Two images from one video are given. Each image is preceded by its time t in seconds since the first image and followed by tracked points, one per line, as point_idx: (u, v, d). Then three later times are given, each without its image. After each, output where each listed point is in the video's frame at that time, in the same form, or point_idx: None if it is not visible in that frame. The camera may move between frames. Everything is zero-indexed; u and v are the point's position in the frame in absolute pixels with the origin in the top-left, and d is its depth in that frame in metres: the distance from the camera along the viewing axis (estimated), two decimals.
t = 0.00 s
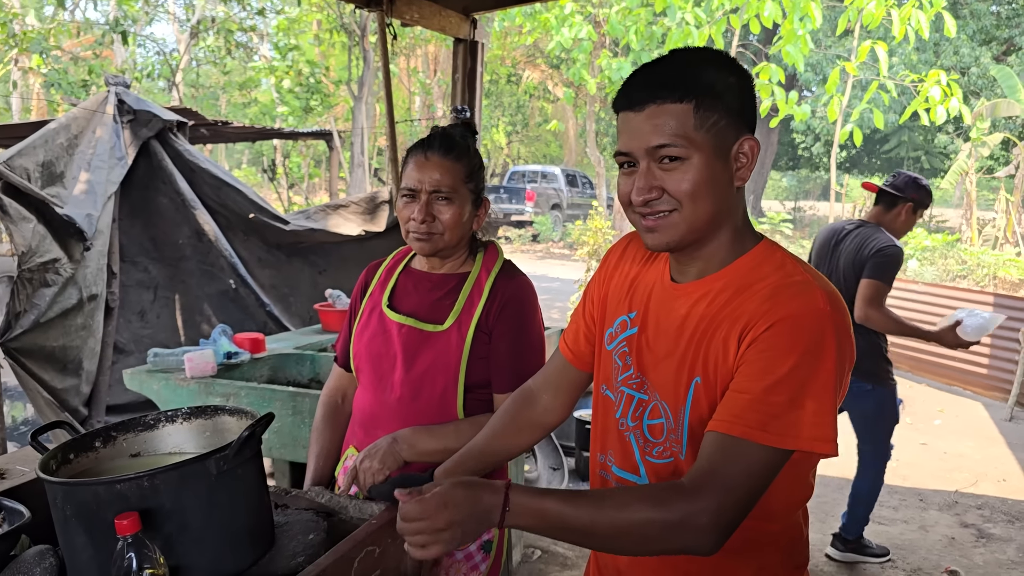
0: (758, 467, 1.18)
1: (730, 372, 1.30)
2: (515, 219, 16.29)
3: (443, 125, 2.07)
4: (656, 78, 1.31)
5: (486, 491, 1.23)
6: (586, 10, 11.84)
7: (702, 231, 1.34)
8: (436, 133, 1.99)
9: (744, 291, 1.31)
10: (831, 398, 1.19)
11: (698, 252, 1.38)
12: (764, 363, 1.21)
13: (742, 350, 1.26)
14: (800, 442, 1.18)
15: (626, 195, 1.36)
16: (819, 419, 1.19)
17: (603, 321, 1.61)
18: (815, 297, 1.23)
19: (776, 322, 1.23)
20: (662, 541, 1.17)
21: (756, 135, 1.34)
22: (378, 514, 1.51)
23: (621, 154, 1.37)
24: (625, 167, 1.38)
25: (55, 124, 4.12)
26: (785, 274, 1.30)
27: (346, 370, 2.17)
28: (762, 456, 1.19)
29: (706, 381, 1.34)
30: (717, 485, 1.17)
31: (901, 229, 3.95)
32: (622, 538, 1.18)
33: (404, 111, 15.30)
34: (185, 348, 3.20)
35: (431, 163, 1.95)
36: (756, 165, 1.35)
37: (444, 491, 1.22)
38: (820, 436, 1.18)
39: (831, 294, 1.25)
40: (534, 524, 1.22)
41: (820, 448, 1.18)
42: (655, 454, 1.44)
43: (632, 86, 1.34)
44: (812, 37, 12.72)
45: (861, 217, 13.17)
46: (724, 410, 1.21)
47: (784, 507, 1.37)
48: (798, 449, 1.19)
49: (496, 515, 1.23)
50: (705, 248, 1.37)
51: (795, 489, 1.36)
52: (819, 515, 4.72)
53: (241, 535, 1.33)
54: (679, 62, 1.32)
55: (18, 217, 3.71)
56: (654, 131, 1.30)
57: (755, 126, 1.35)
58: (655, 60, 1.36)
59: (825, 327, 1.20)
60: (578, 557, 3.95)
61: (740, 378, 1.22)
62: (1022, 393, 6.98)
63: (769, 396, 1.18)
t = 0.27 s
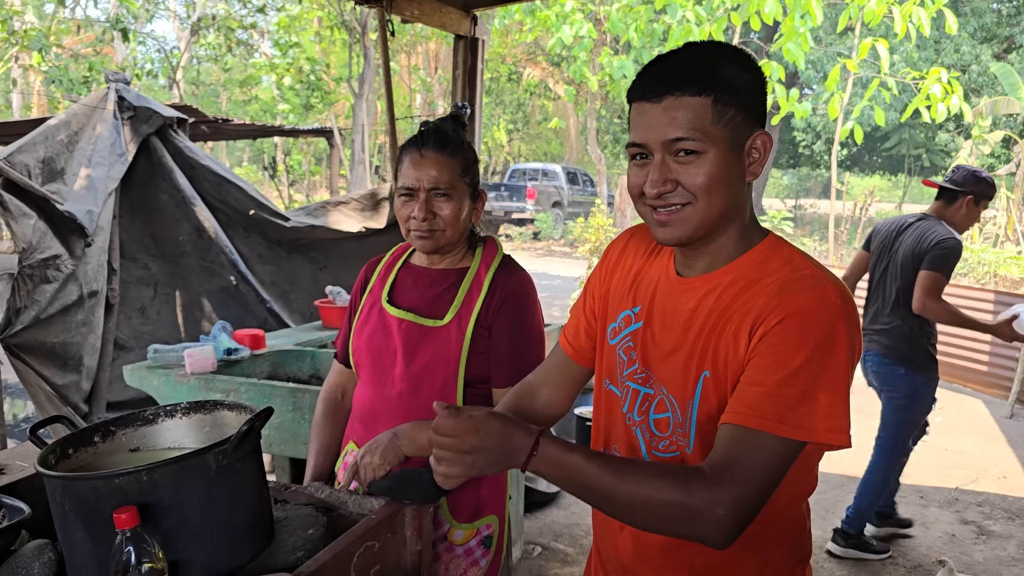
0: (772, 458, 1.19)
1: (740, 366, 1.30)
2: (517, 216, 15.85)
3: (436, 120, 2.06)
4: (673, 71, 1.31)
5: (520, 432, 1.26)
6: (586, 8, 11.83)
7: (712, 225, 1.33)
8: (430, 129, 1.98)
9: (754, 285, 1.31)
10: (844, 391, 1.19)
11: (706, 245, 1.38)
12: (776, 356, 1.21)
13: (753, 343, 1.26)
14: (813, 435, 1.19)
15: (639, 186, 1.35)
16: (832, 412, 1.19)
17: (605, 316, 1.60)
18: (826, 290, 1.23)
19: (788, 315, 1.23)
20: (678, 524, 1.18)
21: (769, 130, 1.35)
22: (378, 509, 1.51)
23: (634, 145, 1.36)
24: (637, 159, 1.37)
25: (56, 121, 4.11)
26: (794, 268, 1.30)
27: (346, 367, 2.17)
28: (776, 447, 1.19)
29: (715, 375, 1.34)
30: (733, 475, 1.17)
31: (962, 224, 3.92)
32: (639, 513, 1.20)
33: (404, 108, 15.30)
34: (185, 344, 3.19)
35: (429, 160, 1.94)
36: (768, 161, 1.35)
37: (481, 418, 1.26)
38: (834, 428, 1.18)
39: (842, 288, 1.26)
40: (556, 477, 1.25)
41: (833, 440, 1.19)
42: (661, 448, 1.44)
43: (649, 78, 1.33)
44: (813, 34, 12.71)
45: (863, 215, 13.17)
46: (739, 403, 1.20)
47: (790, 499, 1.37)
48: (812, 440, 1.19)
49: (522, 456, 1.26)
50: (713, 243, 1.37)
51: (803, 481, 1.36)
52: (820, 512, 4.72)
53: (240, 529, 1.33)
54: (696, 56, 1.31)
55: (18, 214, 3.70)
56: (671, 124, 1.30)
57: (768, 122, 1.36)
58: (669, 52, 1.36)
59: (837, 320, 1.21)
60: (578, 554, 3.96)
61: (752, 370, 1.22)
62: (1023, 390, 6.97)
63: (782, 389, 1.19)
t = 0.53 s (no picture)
0: (783, 447, 1.19)
1: (748, 357, 1.31)
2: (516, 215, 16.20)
3: (427, 115, 2.05)
4: (685, 63, 1.31)
5: (558, 381, 1.23)
6: (586, 5, 11.83)
7: (720, 218, 1.34)
8: (422, 125, 1.97)
9: (761, 277, 1.32)
10: (852, 381, 1.21)
11: (713, 238, 1.38)
12: (786, 347, 1.22)
13: (762, 334, 1.27)
14: (823, 424, 1.19)
15: (648, 177, 1.35)
16: (842, 401, 1.20)
17: (606, 311, 1.60)
18: (833, 281, 1.24)
19: (797, 305, 1.24)
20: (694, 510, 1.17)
21: (776, 125, 1.36)
22: (376, 503, 1.51)
23: (643, 136, 1.36)
24: (646, 151, 1.37)
25: (55, 117, 4.11)
26: (799, 261, 1.31)
27: (345, 363, 2.16)
28: (787, 437, 1.19)
29: (722, 367, 1.34)
30: (748, 462, 1.17)
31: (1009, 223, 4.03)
32: (655, 489, 1.18)
33: (404, 106, 15.31)
34: (185, 340, 3.19)
35: (424, 156, 1.93)
36: (775, 155, 1.37)
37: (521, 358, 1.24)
38: (843, 418, 1.19)
39: (847, 280, 1.27)
40: (581, 433, 1.22)
41: (842, 430, 1.19)
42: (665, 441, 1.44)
43: (661, 69, 1.33)
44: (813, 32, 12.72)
45: (862, 212, 13.17)
46: (749, 393, 1.21)
47: (795, 491, 1.38)
48: (822, 430, 1.20)
49: (554, 404, 1.22)
50: (718, 237, 1.38)
51: (807, 473, 1.36)
52: (819, 509, 4.72)
53: (239, 523, 1.33)
54: (707, 48, 1.32)
55: (18, 210, 3.70)
56: (683, 116, 1.30)
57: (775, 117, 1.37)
58: (680, 44, 1.36)
59: (845, 311, 1.22)
60: (578, 550, 3.96)
61: (762, 361, 1.23)
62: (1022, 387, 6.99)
63: (792, 378, 1.20)
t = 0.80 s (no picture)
0: (791, 441, 1.19)
1: (753, 353, 1.31)
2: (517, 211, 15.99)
3: (422, 112, 2.04)
4: (693, 59, 1.31)
5: (578, 362, 1.25)
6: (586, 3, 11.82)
7: (724, 214, 1.34)
8: (418, 123, 1.96)
9: (765, 273, 1.33)
10: (859, 375, 1.21)
11: (716, 234, 1.38)
12: (793, 341, 1.22)
13: (768, 330, 1.27)
14: (830, 418, 1.19)
15: (653, 172, 1.35)
16: (848, 395, 1.20)
17: (607, 309, 1.60)
18: (837, 277, 1.25)
19: (803, 300, 1.24)
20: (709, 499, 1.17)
21: (781, 123, 1.36)
22: (375, 501, 1.51)
23: (650, 130, 1.36)
24: (651, 145, 1.37)
25: (55, 114, 4.10)
26: (803, 257, 1.32)
27: (342, 361, 2.16)
28: (796, 431, 1.19)
29: (726, 363, 1.35)
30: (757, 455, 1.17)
31: None
32: (672, 479, 1.19)
33: (404, 104, 15.30)
34: (184, 338, 3.18)
35: (421, 155, 1.93)
36: (780, 153, 1.37)
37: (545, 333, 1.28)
38: (850, 412, 1.20)
39: (850, 276, 1.28)
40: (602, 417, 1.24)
41: (850, 424, 1.20)
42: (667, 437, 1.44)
43: (671, 63, 1.33)
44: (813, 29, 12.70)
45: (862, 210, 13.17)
46: (757, 387, 1.21)
47: (799, 486, 1.38)
48: (829, 424, 1.20)
49: (574, 383, 1.24)
50: (721, 234, 1.39)
51: (810, 468, 1.37)
52: (819, 506, 4.72)
53: (238, 520, 1.33)
54: (717, 44, 1.32)
55: (19, 208, 3.69)
56: (691, 111, 1.30)
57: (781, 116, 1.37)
58: (691, 40, 1.36)
59: (850, 305, 1.23)
60: (578, 547, 3.96)
61: (769, 356, 1.23)
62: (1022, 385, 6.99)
63: (800, 373, 1.20)
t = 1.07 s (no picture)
0: (810, 439, 1.20)
1: (762, 351, 1.31)
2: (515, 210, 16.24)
3: (416, 109, 2.03)
4: (698, 55, 1.31)
5: (612, 376, 1.34)
6: None
7: (727, 210, 1.34)
8: (412, 121, 1.95)
9: (771, 270, 1.33)
10: (870, 371, 1.23)
11: (718, 231, 1.38)
12: (805, 340, 1.23)
13: (779, 329, 1.28)
14: (845, 414, 1.20)
15: (656, 167, 1.35)
16: (860, 391, 1.21)
17: (605, 305, 1.59)
18: (844, 275, 1.26)
19: (814, 299, 1.25)
20: (738, 499, 1.20)
21: (784, 120, 1.36)
22: (372, 498, 1.51)
23: (654, 125, 1.36)
24: (655, 140, 1.37)
25: (53, 112, 4.09)
26: (807, 255, 1.33)
27: (337, 359, 2.15)
28: (812, 428, 1.20)
29: (733, 359, 1.34)
30: (780, 454, 1.19)
31: None
32: (698, 481, 1.23)
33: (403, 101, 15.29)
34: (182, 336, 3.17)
35: (415, 151, 1.92)
36: (782, 150, 1.37)
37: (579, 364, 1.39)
38: (864, 408, 1.21)
39: (854, 272, 1.29)
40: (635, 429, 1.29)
41: (864, 419, 1.21)
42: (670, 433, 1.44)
43: (677, 58, 1.34)
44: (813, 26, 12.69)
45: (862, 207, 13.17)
46: (774, 387, 1.22)
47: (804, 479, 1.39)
48: (844, 421, 1.21)
49: (609, 395, 1.32)
50: (723, 231, 1.39)
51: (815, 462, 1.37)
52: (818, 504, 4.72)
53: (233, 517, 1.32)
54: (723, 40, 1.32)
55: (17, 205, 3.68)
56: (695, 106, 1.30)
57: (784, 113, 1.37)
58: (695, 36, 1.37)
59: (858, 302, 1.24)
60: (576, 545, 3.96)
61: (782, 355, 1.24)
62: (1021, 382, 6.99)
63: (814, 371, 1.21)
